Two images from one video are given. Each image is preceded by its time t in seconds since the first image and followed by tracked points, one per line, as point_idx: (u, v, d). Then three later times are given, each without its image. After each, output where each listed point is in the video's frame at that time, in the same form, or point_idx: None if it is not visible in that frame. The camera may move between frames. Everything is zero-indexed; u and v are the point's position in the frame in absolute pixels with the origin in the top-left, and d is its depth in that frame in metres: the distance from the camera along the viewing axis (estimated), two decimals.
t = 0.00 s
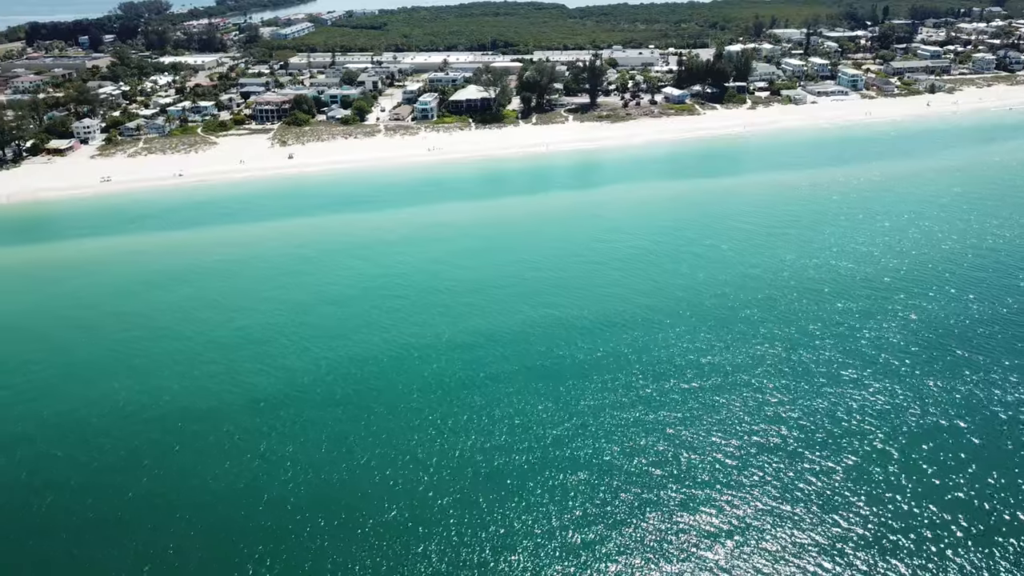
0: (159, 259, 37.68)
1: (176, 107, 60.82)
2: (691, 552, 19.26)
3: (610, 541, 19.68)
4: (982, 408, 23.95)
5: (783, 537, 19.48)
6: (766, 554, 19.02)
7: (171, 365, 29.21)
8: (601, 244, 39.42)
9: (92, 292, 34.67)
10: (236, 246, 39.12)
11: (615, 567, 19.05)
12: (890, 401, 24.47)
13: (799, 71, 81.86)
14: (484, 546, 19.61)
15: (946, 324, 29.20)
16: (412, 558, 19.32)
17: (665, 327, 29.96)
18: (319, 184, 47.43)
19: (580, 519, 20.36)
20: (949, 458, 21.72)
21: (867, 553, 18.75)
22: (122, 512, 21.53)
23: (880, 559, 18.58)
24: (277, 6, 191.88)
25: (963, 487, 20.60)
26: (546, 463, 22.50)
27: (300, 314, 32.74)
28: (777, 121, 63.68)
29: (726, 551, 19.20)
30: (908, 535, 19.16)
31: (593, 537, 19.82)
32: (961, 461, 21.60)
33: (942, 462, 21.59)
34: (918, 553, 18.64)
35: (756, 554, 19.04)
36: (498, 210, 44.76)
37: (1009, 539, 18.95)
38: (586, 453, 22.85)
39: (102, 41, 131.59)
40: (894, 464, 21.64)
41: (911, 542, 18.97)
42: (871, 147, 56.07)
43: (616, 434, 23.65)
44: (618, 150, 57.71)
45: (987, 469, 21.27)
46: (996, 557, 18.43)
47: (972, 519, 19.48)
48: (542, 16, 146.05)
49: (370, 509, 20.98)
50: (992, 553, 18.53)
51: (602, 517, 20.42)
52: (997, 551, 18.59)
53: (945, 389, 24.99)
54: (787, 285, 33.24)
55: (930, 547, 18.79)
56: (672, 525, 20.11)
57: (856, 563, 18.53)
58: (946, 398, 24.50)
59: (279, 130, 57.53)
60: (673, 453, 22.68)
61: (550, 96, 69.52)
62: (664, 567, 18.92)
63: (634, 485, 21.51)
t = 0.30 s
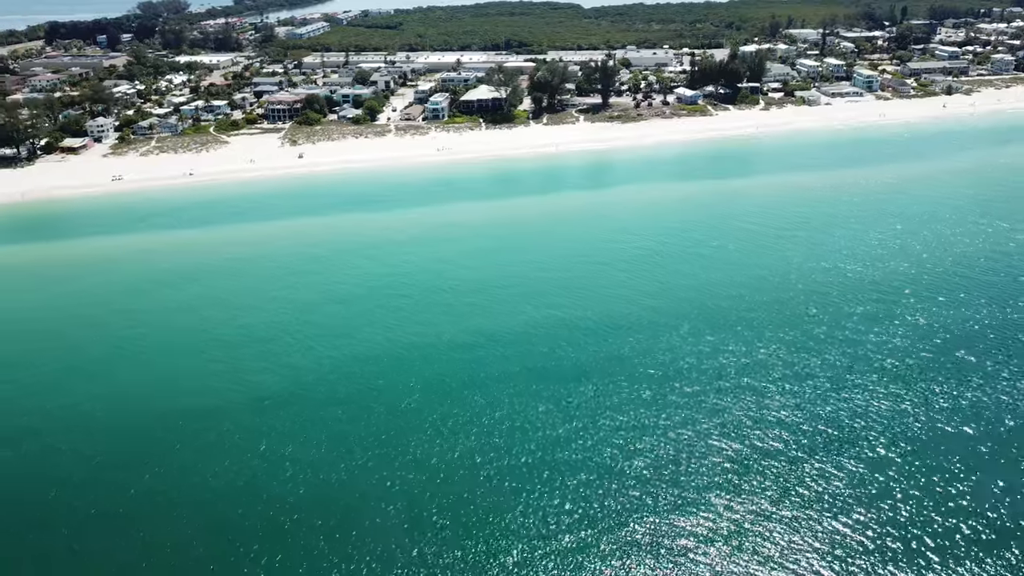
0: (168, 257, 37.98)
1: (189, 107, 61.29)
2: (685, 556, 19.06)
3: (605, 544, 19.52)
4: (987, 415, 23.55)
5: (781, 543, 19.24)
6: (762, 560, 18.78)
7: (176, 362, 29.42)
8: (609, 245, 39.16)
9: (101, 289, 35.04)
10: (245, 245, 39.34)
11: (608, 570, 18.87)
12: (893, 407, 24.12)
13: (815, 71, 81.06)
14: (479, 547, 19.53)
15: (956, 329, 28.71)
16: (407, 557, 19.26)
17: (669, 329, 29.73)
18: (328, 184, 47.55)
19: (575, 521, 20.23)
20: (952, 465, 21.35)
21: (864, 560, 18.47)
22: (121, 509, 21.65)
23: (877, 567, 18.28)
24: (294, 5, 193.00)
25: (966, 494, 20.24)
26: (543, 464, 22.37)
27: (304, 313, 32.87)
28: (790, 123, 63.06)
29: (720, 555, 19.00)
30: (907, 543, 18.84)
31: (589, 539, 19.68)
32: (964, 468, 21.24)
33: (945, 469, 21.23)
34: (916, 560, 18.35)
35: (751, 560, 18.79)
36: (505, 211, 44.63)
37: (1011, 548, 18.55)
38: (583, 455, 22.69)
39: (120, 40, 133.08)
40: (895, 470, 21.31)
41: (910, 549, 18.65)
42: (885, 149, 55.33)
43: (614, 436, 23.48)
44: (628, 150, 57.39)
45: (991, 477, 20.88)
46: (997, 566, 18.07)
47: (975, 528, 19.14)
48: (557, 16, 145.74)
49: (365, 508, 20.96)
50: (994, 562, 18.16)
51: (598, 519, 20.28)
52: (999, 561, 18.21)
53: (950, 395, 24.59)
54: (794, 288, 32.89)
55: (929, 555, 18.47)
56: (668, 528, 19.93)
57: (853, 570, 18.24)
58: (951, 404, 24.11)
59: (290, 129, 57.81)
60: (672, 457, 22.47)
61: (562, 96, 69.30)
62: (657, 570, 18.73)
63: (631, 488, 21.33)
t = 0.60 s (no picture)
0: (176, 255, 38.28)
1: (202, 106, 61.72)
2: (681, 562, 18.84)
3: (601, 547, 19.37)
4: (993, 421, 23.16)
5: (779, 549, 19.00)
6: (759, 567, 18.52)
7: (182, 360, 29.64)
8: (615, 246, 39.00)
9: (111, 287, 35.39)
10: (253, 244, 39.53)
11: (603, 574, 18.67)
12: (896, 412, 23.76)
13: (829, 72, 80.31)
14: (474, 548, 19.45)
15: (965, 334, 28.27)
16: (401, 558, 19.22)
17: (673, 331, 29.55)
18: (337, 183, 47.74)
19: (571, 522, 20.10)
20: (956, 472, 21.00)
21: (864, 569, 18.18)
22: (121, 508, 21.79)
23: None
24: (309, 5, 194.00)
25: (970, 501, 19.90)
26: (540, 466, 22.26)
27: (309, 312, 33.02)
28: (802, 124, 62.46)
29: (717, 562, 18.76)
30: (908, 551, 18.52)
31: (584, 542, 19.52)
32: (968, 475, 20.90)
33: (948, 475, 20.89)
34: (918, 570, 18.02)
35: (749, 567, 18.54)
36: (513, 211, 44.57)
37: (1014, 558, 18.20)
38: (581, 457, 22.54)
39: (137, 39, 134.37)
40: (898, 476, 20.98)
41: (911, 559, 18.32)
42: (898, 150, 54.72)
43: (612, 439, 23.31)
44: (638, 151, 57.11)
45: (996, 484, 20.52)
46: None
47: (978, 535, 18.81)
48: (570, 16, 145.44)
49: (361, 508, 20.96)
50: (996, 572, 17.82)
51: (594, 522, 20.13)
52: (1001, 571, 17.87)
53: (955, 401, 24.20)
54: (801, 291, 32.57)
55: (930, 563, 18.14)
56: (665, 532, 19.74)
57: None
58: (956, 409, 23.74)
59: (301, 128, 58.06)
60: (670, 460, 22.25)
61: (573, 96, 69.13)
62: None
63: (628, 490, 21.16)
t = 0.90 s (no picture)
0: (185, 253, 38.59)
1: (214, 105, 62.14)
2: (676, 568, 18.58)
3: (597, 549, 19.23)
4: (998, 428, 22.77)
5: (776, 558, 18.70)
6: None
7: (186, 359, 29.90)
8: (621, 247, 38.79)
9: (118, 285, 35.77)
10: (260, 243, 39.70)
11: None
12: (899, 417, 23.43)
13: (844, 74, 79.51)
14: (468, 549, 19.37)
15: (972, 339, 27.85)
16: (395, 558, 19.20)
17: (676, 334, 29.33)
18: (346, 183, 47.86)
19: (566, 525, 19.98)
20: (959, 479, 20.67)
21: None
22: (120, 507, 21.89)
23: None
24: (324, 4, 194.99)
25: (972, 508, 19.59)
26: (537, 468, 22.13)
27: (313, 311, 33.18)
28: (814, 125, 61.85)
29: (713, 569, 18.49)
30: (907, 562, 18.17)
31: (579, 545, 19.36)
32: (974, 482, 20.53)
33: (952, 482, 20.55)
34: None
35: None
36: (520, 211, 44.45)
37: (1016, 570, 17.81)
38: (578, 459, 22.39)
39: (154, 38, 135.62)
40: (899, 482, 20.70)
41: (910, 569, 17.98)
42: (912, 152, 54.05)
43: (611, 441, 23.12)
44: (647, 152, 56.81)
45: (1000, 492, 20.17)
46: None
47: (981, 544, 18.47)
48: (584, 15, 145.09)
49: (357, 507, 20.92)
50: None
51: (589, 524, 19.99)
52: None
53: (960, 407, 23.81)
54: (809, 293, 32.22)
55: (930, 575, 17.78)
56: (660, 535, 19.59)
57: None
58: (960, 416, 23.37)
59: (311, 128, 58.33)
60: (667, 463, 22.05)
61: (583, 96, 68.92)
62: None
63: (624, 493, 20.99)
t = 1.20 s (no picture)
0: (193, 252, 38.86)
1: (226, 104, 62.61)
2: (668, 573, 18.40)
3: (592, 551, 19.11)
4: (1003, 434, 22.43)
5: (770, 565, 18.48)
6: None
7: (191, 358, 30.12)
8: (628, 249, 38.59)
9: (126, 283, 36.08)
10: (268, 242, 39.88)
11: None
12: (902, 423, 23.11)
13: (858, 74, 78.59)
14: (464, 550, 19.31)
15: (979, 344, 27.45)
16: (391, 558, 19.19)
17: (680, 337, 29.12)
18: (354, 182, 47.99)
19: (560, 527, 19.86)
20: (962, 486, 20.35)
21: None
22: (119, 507, 21.97)
23: None
24: (339, 3, 195.78)
25: (975, 516, 19.29)
26: (535, 470, 22.03)
27: (318, 311, 33.32)
28: (827, 126, 61.24)
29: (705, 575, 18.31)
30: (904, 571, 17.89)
31: (572, 547, 19.23)
32: (977, 489, 20.21)
33: (955, 489, 20.24)
34: None
35: None
36: (528, 212, 44.35)
37: None
38: (576, 462, 22.25)
39: (169, 36, 136.68)
40: (900, 488, 20.42)
41: None
42: (926, 153, 53.38)
43: (609, 444, 22.97)
44: (657, 152, 56.49)
45: (1004, 500, 19.83)
46: None
47: (980, 554, 18.15)
48: (598, 15, 144.65)
49: (354, 508, 20.91)
50: None
51: (582, 528, 19.86)
52: None
53: (965, 413, 23.46)
54: (815, 297, 31.89)
55: None
56: (657, 537, 19.45)
57: None
58: (965, 422, 23.02)
59: (322, 127, 58.53)
60: (665, 466, 21.88)
61: (594, 96, 68.66)
62: None
63: (621, 496, 20.86)
